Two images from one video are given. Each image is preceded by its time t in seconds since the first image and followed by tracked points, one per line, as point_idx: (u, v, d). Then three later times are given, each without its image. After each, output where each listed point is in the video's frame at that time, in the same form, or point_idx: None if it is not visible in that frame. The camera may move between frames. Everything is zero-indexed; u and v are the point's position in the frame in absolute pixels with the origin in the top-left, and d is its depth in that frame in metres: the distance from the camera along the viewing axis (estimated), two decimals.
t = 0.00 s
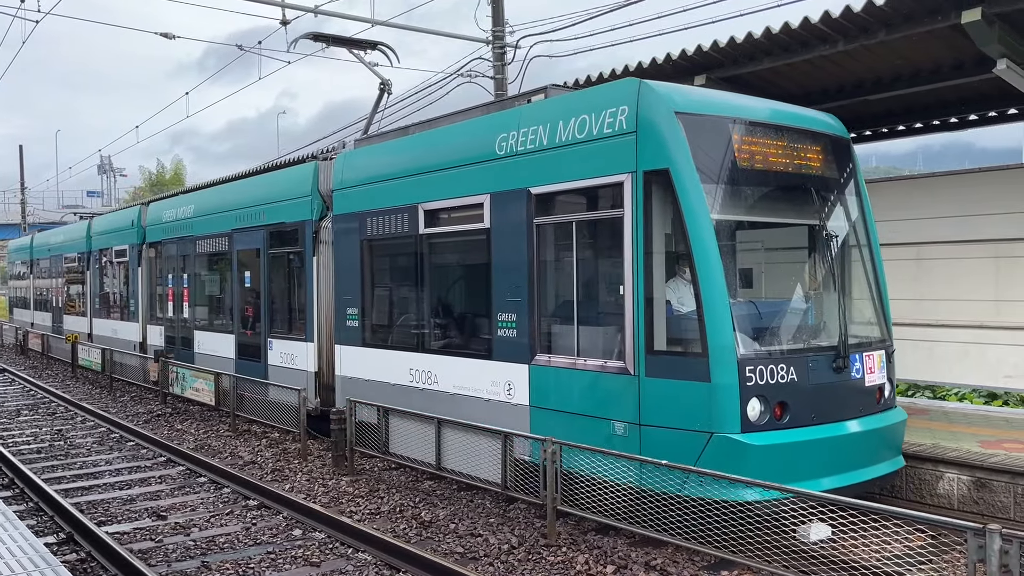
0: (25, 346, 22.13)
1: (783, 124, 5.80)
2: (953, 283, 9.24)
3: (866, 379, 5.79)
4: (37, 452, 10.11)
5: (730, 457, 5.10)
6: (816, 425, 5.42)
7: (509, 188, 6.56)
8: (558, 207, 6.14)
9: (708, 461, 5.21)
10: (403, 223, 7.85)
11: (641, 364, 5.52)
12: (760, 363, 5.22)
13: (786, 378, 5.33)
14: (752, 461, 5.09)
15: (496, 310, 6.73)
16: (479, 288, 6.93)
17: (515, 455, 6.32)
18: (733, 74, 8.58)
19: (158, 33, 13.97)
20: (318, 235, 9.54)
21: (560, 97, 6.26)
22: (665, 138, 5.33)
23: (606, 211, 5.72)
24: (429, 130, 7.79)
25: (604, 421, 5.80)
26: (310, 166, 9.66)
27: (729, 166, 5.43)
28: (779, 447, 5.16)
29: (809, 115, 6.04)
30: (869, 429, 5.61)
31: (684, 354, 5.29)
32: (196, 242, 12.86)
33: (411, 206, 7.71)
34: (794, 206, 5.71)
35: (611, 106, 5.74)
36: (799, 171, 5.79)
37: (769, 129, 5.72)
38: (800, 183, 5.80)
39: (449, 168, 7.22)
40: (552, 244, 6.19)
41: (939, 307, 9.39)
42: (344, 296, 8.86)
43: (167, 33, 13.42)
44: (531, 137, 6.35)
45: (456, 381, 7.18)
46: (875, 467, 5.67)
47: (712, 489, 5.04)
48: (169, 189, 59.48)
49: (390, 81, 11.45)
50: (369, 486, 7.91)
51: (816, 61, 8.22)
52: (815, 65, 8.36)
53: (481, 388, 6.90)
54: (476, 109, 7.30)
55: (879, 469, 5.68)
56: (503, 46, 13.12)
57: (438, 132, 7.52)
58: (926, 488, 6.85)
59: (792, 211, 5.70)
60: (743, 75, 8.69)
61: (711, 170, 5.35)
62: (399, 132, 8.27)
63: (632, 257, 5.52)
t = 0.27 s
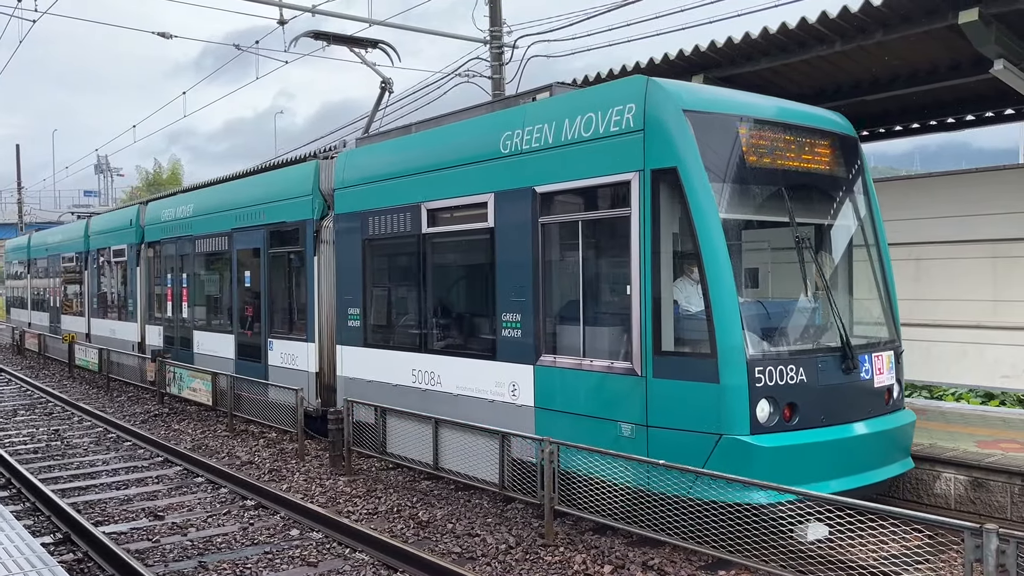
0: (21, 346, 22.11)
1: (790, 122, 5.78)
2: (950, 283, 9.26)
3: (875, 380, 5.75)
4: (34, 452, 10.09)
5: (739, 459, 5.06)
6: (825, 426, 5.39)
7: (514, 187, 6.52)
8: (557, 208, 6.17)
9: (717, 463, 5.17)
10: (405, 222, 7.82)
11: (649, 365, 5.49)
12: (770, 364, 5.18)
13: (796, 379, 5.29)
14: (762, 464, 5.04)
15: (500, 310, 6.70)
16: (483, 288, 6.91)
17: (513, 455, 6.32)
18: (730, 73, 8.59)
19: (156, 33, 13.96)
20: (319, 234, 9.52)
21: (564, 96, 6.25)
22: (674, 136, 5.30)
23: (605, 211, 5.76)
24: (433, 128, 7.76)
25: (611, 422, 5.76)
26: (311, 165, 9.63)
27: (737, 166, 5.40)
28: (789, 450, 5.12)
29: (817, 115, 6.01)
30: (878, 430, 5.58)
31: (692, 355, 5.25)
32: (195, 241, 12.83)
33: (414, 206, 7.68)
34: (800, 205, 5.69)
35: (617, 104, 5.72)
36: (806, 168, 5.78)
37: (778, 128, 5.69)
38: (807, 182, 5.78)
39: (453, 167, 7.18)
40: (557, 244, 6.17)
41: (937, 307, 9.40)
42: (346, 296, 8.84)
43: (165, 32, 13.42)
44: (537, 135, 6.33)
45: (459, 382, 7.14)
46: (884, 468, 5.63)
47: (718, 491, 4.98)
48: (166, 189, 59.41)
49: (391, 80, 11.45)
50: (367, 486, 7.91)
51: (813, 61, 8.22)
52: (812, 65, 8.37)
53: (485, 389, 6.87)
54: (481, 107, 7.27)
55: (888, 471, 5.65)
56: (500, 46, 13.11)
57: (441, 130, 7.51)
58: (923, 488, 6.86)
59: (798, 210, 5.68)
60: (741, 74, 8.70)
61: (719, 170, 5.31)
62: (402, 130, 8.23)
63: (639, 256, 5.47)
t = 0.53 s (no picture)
0: (20, 346, 22.11)
1: (797, 121, 5.78)
2: (948, 283, 9.28)
3: (882, 380, 5.74)
4: (32, 452, 10.08)
5: (746, 461, 5.06)
6: (832, 427, 5.39)
7: (518, 186, 6.52)
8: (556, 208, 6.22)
9: (723, 465, 5.16)
10: (408, 222, 7.81)
11: (655, 365, 5.48)
12: (777, 364, 5.18)
13: (803, 380, 5.29)
14: (768, 465, 5.04)
15: (503, 310, 6.70)
16: (486, 288, 6.91)
17: (511, 455, 6.32)
18: (729, 73, 8.60)
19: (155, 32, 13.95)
20: (320, 234, 9.51)
21: (568, 95, 6.25)
22: (680, 136, 5.30)
23: (604, 211, 5.80)
24: (435, 127, 7.75)
25: (616, 423, 5.75)
26: (313, 164, 9.63)
27: (745, 166, 5.40)
28: (796, 450, 5.12)
29: (823, 114, 6.01)
30: (884, 430, 5.58)
31: (698, 355, 5.25)
32: (194, 240, 12.83)
33: (417, 205, 7.67)
34: (806, 205, 5.70)
35: (622, 103, 5.72)
36: (813, 167, 5.78)
37: (785, 129, 5.69)
38: (814, 183, 5.78)
39: (457, 166, 7.17)
40: (561, 245, 6.18)
41: (935, 307, 9.41)
42: (347, 296, 8.83)
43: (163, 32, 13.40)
44: (542, 135, 6.33)
45: (461, 383, 7.14)
46: (891, 469, 5.63)
47: (725, 493, 4.97)
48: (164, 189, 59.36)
49: (393, 79, 11.44)
50: (365, 486, 7.90)
51: (812, 62, 8.23)
52: (811, 65, 8.37)
53: (488, 390, 6.86)
54: (483, 105, 7.26)
55: (894, 472, 5.64)
56: (499, 45, 13.11)
57: (443, 129, 7.51)
58: (921, 488, 6.86)
59: (804, 211, 5.69)
60: (740, 75, 8.70)
61: (727, 170, 5.32)
62: (404, 129, 8.22)
63: (645, 256, 5.47)
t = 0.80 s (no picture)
0: (19, 345, 22.12)
1: (800, 121, 5.77)
2: (947, 284, 9.28)
3: (885, 381, 5.74)
4: (31, 452, 10.06)
5: (750, 462, 5.05)
6: (835, 428, 5.39)
7: (520, 185, 6.51)
8: (556, 208, 6.22)
9: (726, 466, 5.14)
10: (410, 222, 7.81)
11: (657, 365, 5.48)
12: (781, 365, 5.18)
13: (806, 381, 5.29)
14: (772, 466, 5.04)
15: (505, 310, 6.69)
16: (487, 288, 6.90)
17: (511, 455, 6.32)
18: (729, 73, 8.60)
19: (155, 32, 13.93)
20: (321, 234, 9.51)
21: (570, 95, 6.24)
22: (683, 136, 5.29)
23: (604, 211, 5.80)
24: (436, 127, 7.75)
25: (619, 424, 5.74)
26: (313, 164, 9.62)
27: (748, 166, 5.40)
28: (799, 451, 5.12)
29: (826, 114, 6.00)
30: (886, 430, 5.57)
31: (701, 355, 5.24)
32: (194, 240, 12.82)
33: (418, 205, 7.66)
34: (810, 205, 5.70)
35: (624, 102, 5.72)
36: (816, 167, 5.78)
37: (788, 129, 5.68)
38: (817, 183, 5.78)
39: (458, 165, 7.16)
40: (563, 245, 6.17)
41: (935, 307, 9.40)
42: (347, 296, 8.83)
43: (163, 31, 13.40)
44: (544, 134, 6.33)
45: (463, 383, 7.13)
46: (893, 470, 5.62)
47: (728, 494, 4.96)
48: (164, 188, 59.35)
49: (393, 79, 11.43)
50: (365, 486, 7.90)
51: (812, 62, 8.23)
52: (811, 65, 8.37)
53: (489, 390, 6.85)
54: (485, 105, 7.25)
55: (897, 474, 5.64)
56: (499, 45, 13.11)
57: (444, 129, 7.51)
58: (921, 488, 6.86)
59: (807, 211, 5.69)
60: (740, 75, 8.70)
61: (731, 169, 5.31)
62: (405, 128, 8.21)
63: (648, 255, 5.46)
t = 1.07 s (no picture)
0: (19, 345, 22.13)
1: (800, 121, 5.77)
2: (947, 284, 9.28)
3: (885, 381, 5.74)
4: (31, 452, 10.06)
5: (750, 462, 5.06)
6: (835, 428, 5.39)
7: (520, 185, 6.51)
8: (556, 208, 6.22)
9: (726, 466, 5.14)
10: (410, 222, 7.81)
11: (657, 365, 5.48)
12: (781, 365, 5.18)
13: (806, 381, 5.29)
14: (772, 466, 5.05)
15: (505, 310, 6.69)
16: (487, 288, 6.90)
17: (511, 455, 6.33)
18: (729, 73, 8.60)
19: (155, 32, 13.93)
20: (321, 234, 9.51)
21: (570, 95, 6.24)
22: (683, 136, 5.29)
23: (604, 211, 5.81)
24: (436, 127, 7.75)
25: (619, 424, 5.74)
26: (313, 164, 9.62)
27: (748, 166, 5.40)
28: (799, 451, 5.12)
29: (826, 114, 6.00)
30: (886, 430, 5.57)
31: (701, 355, 5.24)
32: (194, 240, 12.82)
33: (419, 205, 7.66)
34: (809, 205, 5.70)
35: (624, 102, 5.72)
36: (816, 167, 5.78)
37: (788, 129, 5.68)
38: (816, 183, 5.78)
39: (458, 165, 7.16)
40: (563, 244, 6.18)
41: (935, 308, 9.40)
42: (348, 296, 8.83)
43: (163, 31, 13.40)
44: (543, 134, 6.33)
45: (463, 383, 7.13)
46: (893, 470, 5.62)
47: (729, 494, 4.96)
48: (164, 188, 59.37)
49: (393, 79, 11.43)
50: (365, 486, 7.90)
51: (812, 62, 8.23)
52: (811, 66, 8.37)
53: (489, 390, 6.85)
54: (485, 105, 7.26)
55: (897, 473, 5.64)
56: (499, 45, 13.11)
57: (444, 129, 7.51)
58: (921, 489, 6.86)
59: (807, 211, 5.69)
60: (740, 75, 8.70)
61: (730, 169, 5.31)
62: (405, 128, 8.21)
63: (648, 255, 5.46)
